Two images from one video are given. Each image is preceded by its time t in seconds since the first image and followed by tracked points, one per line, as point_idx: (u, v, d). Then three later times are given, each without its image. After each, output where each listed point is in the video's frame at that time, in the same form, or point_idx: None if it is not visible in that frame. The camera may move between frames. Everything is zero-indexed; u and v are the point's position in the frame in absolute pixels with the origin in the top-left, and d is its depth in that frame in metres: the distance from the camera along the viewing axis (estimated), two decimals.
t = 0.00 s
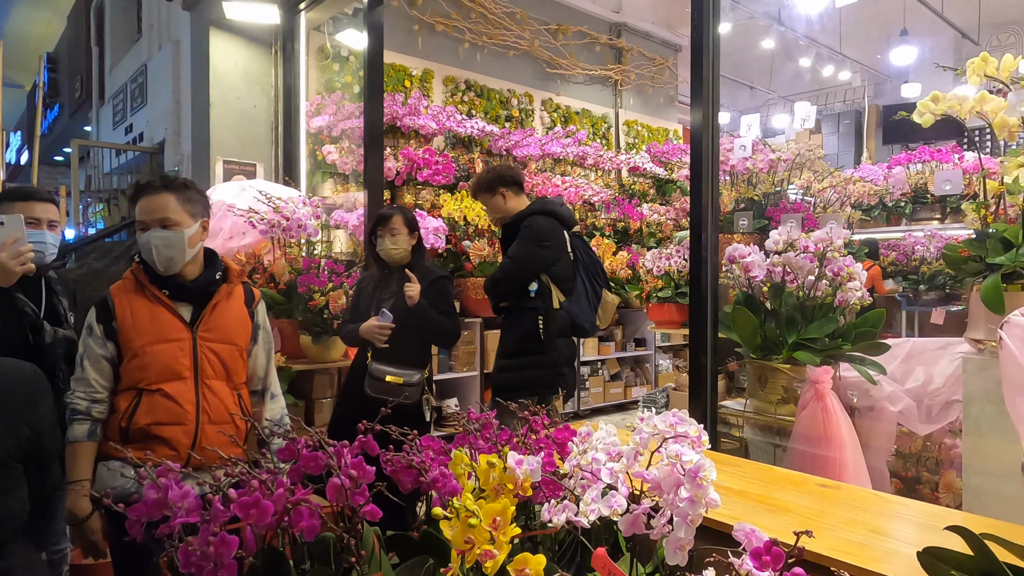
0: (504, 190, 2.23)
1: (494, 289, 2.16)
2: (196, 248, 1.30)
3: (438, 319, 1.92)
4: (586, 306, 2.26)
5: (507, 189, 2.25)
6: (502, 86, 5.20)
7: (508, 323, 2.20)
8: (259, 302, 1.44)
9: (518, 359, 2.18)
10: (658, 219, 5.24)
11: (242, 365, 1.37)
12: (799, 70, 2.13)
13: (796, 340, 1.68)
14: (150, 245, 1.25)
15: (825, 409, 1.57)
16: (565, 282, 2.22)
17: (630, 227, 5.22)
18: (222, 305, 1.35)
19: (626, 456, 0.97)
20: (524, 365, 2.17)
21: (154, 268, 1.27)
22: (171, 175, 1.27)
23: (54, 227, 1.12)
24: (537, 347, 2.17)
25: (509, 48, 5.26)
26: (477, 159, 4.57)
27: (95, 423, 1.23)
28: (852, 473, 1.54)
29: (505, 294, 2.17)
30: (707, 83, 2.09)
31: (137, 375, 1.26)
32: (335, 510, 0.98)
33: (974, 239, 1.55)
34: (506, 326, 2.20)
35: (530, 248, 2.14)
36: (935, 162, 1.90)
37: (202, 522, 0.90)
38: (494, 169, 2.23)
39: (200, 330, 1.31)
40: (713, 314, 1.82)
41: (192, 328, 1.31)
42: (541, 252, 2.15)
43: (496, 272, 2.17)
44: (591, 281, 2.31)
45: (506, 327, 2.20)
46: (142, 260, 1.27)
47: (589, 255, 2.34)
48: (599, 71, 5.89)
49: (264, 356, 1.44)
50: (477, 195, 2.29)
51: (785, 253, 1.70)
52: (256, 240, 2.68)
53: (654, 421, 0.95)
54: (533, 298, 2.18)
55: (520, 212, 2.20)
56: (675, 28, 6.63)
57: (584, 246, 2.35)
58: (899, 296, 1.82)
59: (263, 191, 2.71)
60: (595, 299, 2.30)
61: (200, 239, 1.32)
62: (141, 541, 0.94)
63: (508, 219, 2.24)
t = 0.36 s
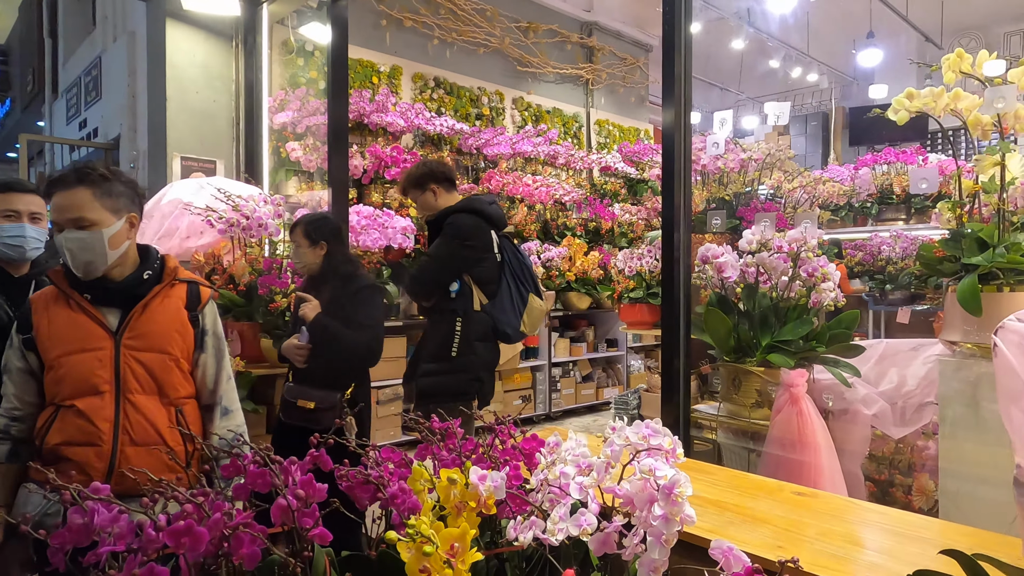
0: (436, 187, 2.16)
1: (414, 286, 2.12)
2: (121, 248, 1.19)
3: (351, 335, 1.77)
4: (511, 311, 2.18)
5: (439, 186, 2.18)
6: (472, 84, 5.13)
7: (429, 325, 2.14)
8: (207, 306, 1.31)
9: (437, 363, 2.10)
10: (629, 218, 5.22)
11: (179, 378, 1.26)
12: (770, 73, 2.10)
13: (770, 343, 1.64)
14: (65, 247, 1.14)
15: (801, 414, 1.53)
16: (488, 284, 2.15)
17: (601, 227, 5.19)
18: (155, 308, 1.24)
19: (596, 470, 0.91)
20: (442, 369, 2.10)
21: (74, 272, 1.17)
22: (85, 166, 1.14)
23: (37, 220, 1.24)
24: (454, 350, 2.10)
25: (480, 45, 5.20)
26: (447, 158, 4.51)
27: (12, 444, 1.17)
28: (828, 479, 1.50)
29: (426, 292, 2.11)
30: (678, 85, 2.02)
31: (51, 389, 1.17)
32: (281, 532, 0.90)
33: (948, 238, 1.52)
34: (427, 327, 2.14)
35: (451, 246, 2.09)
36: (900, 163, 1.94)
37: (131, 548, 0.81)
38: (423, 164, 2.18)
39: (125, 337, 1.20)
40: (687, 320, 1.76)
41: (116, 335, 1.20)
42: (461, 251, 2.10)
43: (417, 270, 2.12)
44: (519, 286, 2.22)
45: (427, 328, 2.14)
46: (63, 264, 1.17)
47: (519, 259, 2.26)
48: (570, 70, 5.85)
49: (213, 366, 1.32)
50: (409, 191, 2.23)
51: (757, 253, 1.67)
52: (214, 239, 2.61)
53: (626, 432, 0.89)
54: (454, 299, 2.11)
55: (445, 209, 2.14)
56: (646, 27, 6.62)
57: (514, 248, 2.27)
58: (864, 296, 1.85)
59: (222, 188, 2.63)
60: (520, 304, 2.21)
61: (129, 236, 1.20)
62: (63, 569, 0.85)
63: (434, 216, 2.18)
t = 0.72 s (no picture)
0: (395, 181, 2.16)
1: (374, 286, 2.06)
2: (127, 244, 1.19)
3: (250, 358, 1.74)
4: (474, 310, 2.16)
5: (399, 181, 2.18)
6: (461, 80, 5.07)
7: (390, 326, 2.09)
8: (196, 304, 1.27)
9: (400, 366, 2.05)
10: (619, 216, 5.18)
11: (163, 384, 1.21)
12: (758, 70, 2.10)
13: (772, 340, 1.61)
14: (77, 245, 1.13)
15: (805, 413, 1.49)
16: (452, 284, 2.13)
17: (590, 224, 5.16)
18: (138, 308, 1.20)
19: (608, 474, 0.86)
20: (410, 372, 2.06)
21: (78, 273, 1.16)
22: (90, 157, 1.14)
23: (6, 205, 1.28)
24: (422, 353, 2.06)
25: (468, 40, 5.13)
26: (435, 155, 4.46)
27: None
28: (833, 479, 1.46)
29: (388, 292, 2.06)
30: (678, 76, 1.88)
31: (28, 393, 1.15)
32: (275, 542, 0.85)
33: (957, 233, 1.49)
34: (389, 329, 2.09)
35: (414, 244, 2.06)
36: (886, 162, 1.98)
37: (114, 562, 0.75)
38: (381, 162, 2.17)
39: (104, 338, 1.16)
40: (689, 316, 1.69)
41: (95, 336, 1.16)
42: (424, 249, 2.07)
43: (378, 270, 2.06)
44: (484, 285, 2.20)
45: (389, 330, 2.08)
46: (64, 261, 1.14)
47: (484, 258, 2.22)
48: (558, 66, 5.81)
49: (201, 370, 1.27)
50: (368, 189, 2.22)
51: (759, 250, 1.64)
52: (198, 235, 2.53)
53: (640, 435, 0.85)
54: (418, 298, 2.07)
55: (406, 206, 2.10)
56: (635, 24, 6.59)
57: (478, 246, 2.23)
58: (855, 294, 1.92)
59: (206, 183, 2.61)
60: (485, 303, 2.19)
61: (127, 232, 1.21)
62: None
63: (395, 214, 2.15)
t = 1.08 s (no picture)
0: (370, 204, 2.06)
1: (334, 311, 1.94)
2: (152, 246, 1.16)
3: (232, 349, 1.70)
4: (433, 345, 2.12)
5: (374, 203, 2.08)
6: (456, 79, 5.02)
7: (347, 352, 1.99)
8: (226, 312, 1.23)
9: (349, 393, 1.99)
10: (615, 216, 5.15)
11: (193, 397, 1.17)
12: (749, 70, 1.98)
13: (790, 343, 1.59)
14: (103, 243, 1.09)
15: (826, 417, 1.47)
16: (413, 317, 2.07)
17: (586, 225, 5.13)
18: (168, 315, 1.16)
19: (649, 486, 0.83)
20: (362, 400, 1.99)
21: (104, 274, 1.12)
22: (119, 151, 1.11)
23: None
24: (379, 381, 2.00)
25: (463, 39, 5.08)
26: (431, 154, 4.41)
27: (10, 461, 1.13)
28: (856, 484, 1.44)
29: (347, 321, 1.96)
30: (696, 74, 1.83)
31: (49, 406, 1.10)
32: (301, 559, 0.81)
33: (982, 234, 1.47)
34: (346, 354, 1.99)
35: (383, 273, 1.98)
36: (880, 161, 2.22)
37: None
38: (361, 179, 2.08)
39: (131, 347, 1.12)
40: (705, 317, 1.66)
41: (122, 345, 1.12)
42: (393, 280, 1.99)
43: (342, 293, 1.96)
44: (442, 320, 2.19)
45: (345, 356, 1.99)
46: (89, 260, 1.10)
47: (444, 294, 2.22)
48: (553, 66, 5.77)
49: (232, 384, 1.23)
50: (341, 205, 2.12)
51: (774, 250, 1.61)
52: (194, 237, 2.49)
53: (684, 445, 0.81)
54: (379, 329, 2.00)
55: (381, 233, 2.04)
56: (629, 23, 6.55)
57: (440, 281, 2.24)
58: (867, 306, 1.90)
59: (202, 183, 2.56)
60: (442, 338, 2.16)
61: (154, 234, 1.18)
62: None
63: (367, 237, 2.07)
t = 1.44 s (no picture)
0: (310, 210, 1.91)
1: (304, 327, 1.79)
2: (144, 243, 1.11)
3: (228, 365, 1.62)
4: (407, 335, 2.10)
5: (312, 208, 1.93)
6: (450, 76, 4.98)
7: (323, 365, 1.88)
8: (226, 312, 1.20)
9: (330, 407, 1.87)
10: (610, 215, 5.13)
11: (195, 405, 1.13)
12: (746, 69, 1.98)
13: (803, 342, 1.56)
14: (93, 243, 1.03)
15: (842, 417, 1.45)
16: (386, 312, 1.97)
17: (581, 223, 5.11)
18: (167, 320, 1.11)
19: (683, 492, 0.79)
20: (346, 411, 1.87)
21: (95, 274, 1.07)
22: (105, 141, 1.05)
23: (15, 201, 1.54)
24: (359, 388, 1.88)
25: (457, 36, 5.04)
26: (426, 152, 4.37)
27: None
28: (872, 485, 1.42)
29: (319, 336, 1.85)
30: (708, 70, 1.89)
31: (39, 422, 1.05)
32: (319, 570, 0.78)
33: (1003, 231, 1.44)
34: (322, 367, 1.87)
35: (348, 278, 1.87)
36: (870, 161, 1.97)
37: None
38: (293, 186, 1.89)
39: (128, 356, 1.08)
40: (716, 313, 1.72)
41: (117, 353, 1.08)
42: (359, 283, 1.88)
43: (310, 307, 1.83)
44: (410, 307, 2.16)
45: (321, 369, 1.87)
46: (78, 261, 1.05)
47: (407, 281, 2.20)
48: (547, 63, 5.74)
49: (233, 390, 1.20)
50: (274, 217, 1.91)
51: (786, 247, 1.58)
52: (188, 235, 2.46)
53: (720, 448, 0.78)
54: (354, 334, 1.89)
55: (334, 236, 1.91)
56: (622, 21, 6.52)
57: (400, 269, 2.20)
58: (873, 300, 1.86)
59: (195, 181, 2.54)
60: (415, 324, 2.15)
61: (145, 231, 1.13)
62: None
63: (321, 243, 1.93)
